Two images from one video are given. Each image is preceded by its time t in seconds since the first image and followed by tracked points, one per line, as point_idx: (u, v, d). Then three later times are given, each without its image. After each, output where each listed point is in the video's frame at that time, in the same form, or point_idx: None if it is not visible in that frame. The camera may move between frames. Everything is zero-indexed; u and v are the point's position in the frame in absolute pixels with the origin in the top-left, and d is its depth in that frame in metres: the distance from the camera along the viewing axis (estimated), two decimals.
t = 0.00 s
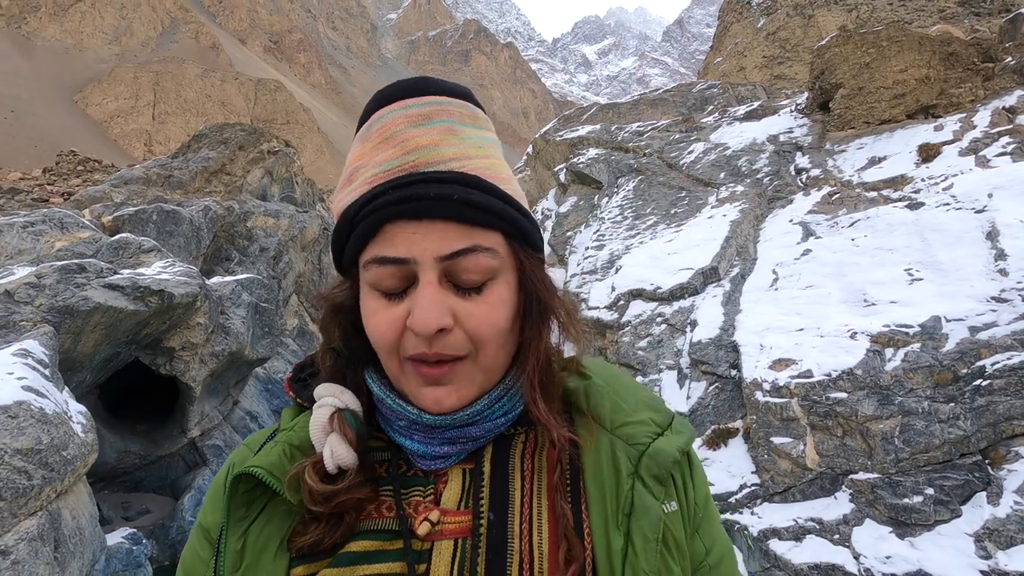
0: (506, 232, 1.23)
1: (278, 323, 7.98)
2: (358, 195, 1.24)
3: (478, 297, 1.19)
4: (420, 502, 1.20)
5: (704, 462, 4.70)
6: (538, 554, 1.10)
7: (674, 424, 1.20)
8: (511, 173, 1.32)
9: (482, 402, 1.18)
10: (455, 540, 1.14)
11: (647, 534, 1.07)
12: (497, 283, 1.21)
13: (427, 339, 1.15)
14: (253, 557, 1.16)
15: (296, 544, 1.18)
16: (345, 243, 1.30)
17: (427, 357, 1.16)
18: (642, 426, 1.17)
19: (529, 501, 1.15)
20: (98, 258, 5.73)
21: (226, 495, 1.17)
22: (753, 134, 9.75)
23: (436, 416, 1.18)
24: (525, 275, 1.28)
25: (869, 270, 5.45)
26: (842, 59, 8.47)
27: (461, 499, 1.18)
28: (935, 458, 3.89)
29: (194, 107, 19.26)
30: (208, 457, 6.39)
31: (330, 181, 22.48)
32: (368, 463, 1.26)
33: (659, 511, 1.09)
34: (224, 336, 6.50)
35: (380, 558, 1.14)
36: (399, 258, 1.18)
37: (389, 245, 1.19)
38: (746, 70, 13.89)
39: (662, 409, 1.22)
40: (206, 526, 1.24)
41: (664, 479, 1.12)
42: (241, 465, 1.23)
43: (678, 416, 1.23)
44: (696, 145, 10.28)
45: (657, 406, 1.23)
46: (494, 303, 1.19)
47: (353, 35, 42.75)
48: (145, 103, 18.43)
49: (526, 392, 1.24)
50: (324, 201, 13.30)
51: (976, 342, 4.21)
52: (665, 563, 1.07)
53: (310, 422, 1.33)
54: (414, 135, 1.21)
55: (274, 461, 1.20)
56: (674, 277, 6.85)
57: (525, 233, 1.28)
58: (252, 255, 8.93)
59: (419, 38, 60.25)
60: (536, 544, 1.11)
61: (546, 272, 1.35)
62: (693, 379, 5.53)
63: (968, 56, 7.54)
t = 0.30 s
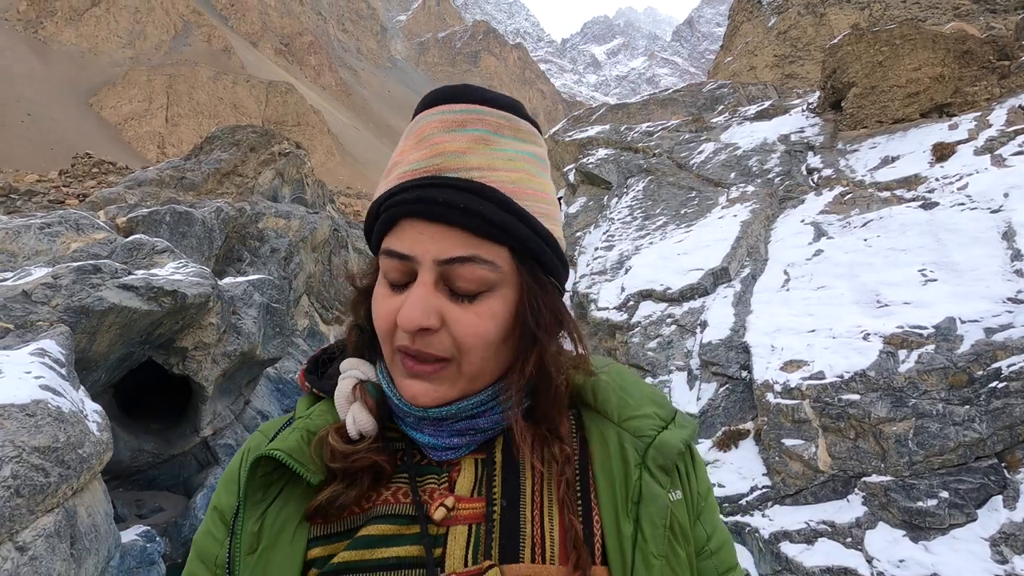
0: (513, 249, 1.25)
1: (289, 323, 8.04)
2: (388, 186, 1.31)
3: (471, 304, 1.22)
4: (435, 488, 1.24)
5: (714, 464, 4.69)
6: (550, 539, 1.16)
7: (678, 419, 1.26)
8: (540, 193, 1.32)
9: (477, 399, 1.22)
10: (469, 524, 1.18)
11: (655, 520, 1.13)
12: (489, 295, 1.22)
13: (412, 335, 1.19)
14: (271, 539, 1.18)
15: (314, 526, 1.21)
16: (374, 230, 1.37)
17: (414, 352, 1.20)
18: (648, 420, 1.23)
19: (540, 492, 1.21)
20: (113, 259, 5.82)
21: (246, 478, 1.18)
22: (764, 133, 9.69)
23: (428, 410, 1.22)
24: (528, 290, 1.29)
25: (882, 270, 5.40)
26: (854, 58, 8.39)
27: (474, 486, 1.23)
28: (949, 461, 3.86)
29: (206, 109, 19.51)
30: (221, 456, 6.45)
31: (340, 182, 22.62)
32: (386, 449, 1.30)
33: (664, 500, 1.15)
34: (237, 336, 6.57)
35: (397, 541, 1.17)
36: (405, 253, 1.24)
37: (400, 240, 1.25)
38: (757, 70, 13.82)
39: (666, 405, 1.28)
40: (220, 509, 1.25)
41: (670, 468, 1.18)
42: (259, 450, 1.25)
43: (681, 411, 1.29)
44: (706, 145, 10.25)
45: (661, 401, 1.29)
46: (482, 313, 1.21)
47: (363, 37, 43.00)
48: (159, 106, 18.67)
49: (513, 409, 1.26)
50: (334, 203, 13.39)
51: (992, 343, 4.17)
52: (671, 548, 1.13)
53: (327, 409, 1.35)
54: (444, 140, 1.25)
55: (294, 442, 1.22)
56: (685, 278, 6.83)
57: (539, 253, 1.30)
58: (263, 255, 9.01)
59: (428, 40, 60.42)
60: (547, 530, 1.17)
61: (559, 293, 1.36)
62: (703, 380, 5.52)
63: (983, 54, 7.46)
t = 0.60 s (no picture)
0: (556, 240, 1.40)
1: (298, 323, 8.09)
2: (424, 185, 1.33)
3: (534, 292, 1.32)
4: (434, 477, 1.30)
5: (723, 466, 4.68)
6: (545, 524, 1.19)
7: (670, 410, 1.29)
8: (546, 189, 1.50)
9: (511, 393, 1.30)
10: (466, 512, 1.22)
11: (649, 505, 1.15)
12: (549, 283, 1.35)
13: (494, 329, 1.25)
14: (271, 526, 1.22)
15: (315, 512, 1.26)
16: (400, 231, 1.35)
17: (489, 343, 1.26)
18: (642, 410, 1.26)
19: (536, 478, 1.25)
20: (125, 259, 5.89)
21: (248, 466, 1.22)
22: (773, 133, 9.63)
23: (467, 400, 1.28)
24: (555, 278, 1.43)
25: (893, 271, 5.36)
26: (865, 57, 8.33)
27: (472, 474, 1.28)
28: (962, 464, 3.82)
29: (217, 111, 19.67)
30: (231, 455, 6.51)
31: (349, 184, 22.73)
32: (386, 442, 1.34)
33: (661, 485, 1.17)
34: (246, 335, 6.62)
35: (398, 527, 1.23)
36: (471, 249, 1.28)
37: (458, 237, 1.28)
38: (766, 69, 13.75)
39: (659, 396, 1.31)
40: (223, 493, 1.31)
41: (663, 457, 1.20)
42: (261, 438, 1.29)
43: (673, 403, 1.32)
44: (715, 145, 10.21)
45: (653, 392, 1.32)
46: (545, 299, 1.33)
47: (372, 38, 43.21)
48: (170, 108, 18.84)
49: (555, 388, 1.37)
50: (343, 203, 13.45)
51: (1005, 344, 4.14)
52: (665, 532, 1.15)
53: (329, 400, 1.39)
54: (487, 140, 1.35)
55: (297, 431, 1.28)
56: (693, 278, 6.81)
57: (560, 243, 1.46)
58: (272, 256, 9.08)
59: (436, 42, 60.59)
60: (543, 517, 1.20)
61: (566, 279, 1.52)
62: (711, 381, 5.49)
63: (997, 52, 7.39)
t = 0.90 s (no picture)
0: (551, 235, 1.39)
1: (306, 323, 8.14)
2: (421, 177, 1.37)
3: (524, 283, 1.32)
4: (436, 469, 1.31)
5: (730, 467, 4.67)
6: (543, 519, 1.21)
7: (669, 405, 1.30)
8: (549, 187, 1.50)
9: (504, 384, 1.31)
10: (466, 504, 1.24)
11: (646, 497, 1.16)
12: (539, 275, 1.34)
13: (477, 315, 1.25)
14: (275, 513, 1.22)
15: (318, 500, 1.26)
16: (400, 221, 1.40)
17: (473, 330, 1.27)
18: (641, 406, 1.28)
19: (536, 472, 1.27)
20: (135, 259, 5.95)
21: (255, 452, 1.23)
22: (782, 133, 9.57)
23: (464, 388, 1.29)
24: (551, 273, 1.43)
25: (904, 271, 5.31)
26: (875, 55, 8.27)
27: (472, 468, 1.30)
28: (973, 466, 3.79)
29: (226, 112, 19.81)
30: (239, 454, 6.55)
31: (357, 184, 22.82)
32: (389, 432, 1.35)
33: (658, 475, 1.18)
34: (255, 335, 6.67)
35: (400, 519, 1.24)
36: (459, 238, 1.30)
37: (448, 226, 1.31)
38: (775, 69, 13.69)
39: (657, 391, 1.32)
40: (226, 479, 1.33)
41: (662, 451, 1.21)
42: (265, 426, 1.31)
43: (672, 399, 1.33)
44: (723, 145, 10.18)
45: (652, 389, 1.34)
46: (534, 289, 1.32)
47: (380, 39, 43.39)
48: (180, 109, 19.00)
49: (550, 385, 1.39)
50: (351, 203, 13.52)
51: (1017, 346, 4.10)
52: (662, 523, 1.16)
53: (332, 391, 1.40)
54: (483, 135, 1.38)
55: (300, 419, 1.29)
56: (701, 279, 6.79)
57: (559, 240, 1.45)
58: (281, 256, 9.14)
59: (444, 42, 60.77)
60: (542, 510, 1.21)
61: (566, 275, 1.52)
62: (719, 382, 5.48)
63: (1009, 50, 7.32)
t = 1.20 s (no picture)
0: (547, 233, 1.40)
1: (314, 322, 8.19)
2: (422, 175, 1.40)
3: (518, 280, 1.34)
4: (437, 465, 1.33)
5: (738, 468, 4.65)
6: (541, 516, 1.22)
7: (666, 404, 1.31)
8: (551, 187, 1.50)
9: (502, 380, 1.32)
10: (466, 500, 1.25)
11: (643, 494, 1.16)
12: (532, 272, 1.36)
13: (469, 308, 1.28)
14: (280, 503, 1.24)
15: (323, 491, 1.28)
16: (401, 217, 1.44)
17: (465, 324, 1.30)
18: (640, 406, 1.29)
19: (535, 470, 1.28)
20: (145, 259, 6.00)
21: (262, 445, 1.25)
22: (790, 133, 9.52)
23: (461, 382, 1.31)
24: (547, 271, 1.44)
25: (914, 271, 5.28)
26: (886, 54, 8.21)
27: (473, 464, 1.31)
28: (984, 469, 3.76)
29: (236, 113, 19.97)
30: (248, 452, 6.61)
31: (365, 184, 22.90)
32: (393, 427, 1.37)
33: (654, 473, 1.18)
34: (264, 334, 6.73)
35: (401, 512, 1.26)
36: (454, 234, 1.32)
37: (445, 222, 1.34)
38: (784, 68, 13.61)
39: (656, 391, 1.33)
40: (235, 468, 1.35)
41: (660, 451, 1.21)
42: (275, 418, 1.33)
43: (673, 400, 1.33)
44: (731, 144, 10.15)
45: (650, 389, 1.35)
46: (526, 285, 1.34)
47: (388, 40, 43.54)
48: (190, 110, 19.16)
49: (546, 384, 1.40)
50: (358, 203, 13.58)
51: None
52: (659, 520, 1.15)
53: (340, 386, 1.44)
54: (481, 136, 1.40)
55: (308, 412, 1.31)
56: (708, 279, 6.77)
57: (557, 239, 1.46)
58: (289, 256, 9.21)
59: (452, 43, 60.89)
60: (540, 508, 1.22)
61: (565, 273, 1.53)
62: (726, 382, 5.46)
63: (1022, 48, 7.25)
